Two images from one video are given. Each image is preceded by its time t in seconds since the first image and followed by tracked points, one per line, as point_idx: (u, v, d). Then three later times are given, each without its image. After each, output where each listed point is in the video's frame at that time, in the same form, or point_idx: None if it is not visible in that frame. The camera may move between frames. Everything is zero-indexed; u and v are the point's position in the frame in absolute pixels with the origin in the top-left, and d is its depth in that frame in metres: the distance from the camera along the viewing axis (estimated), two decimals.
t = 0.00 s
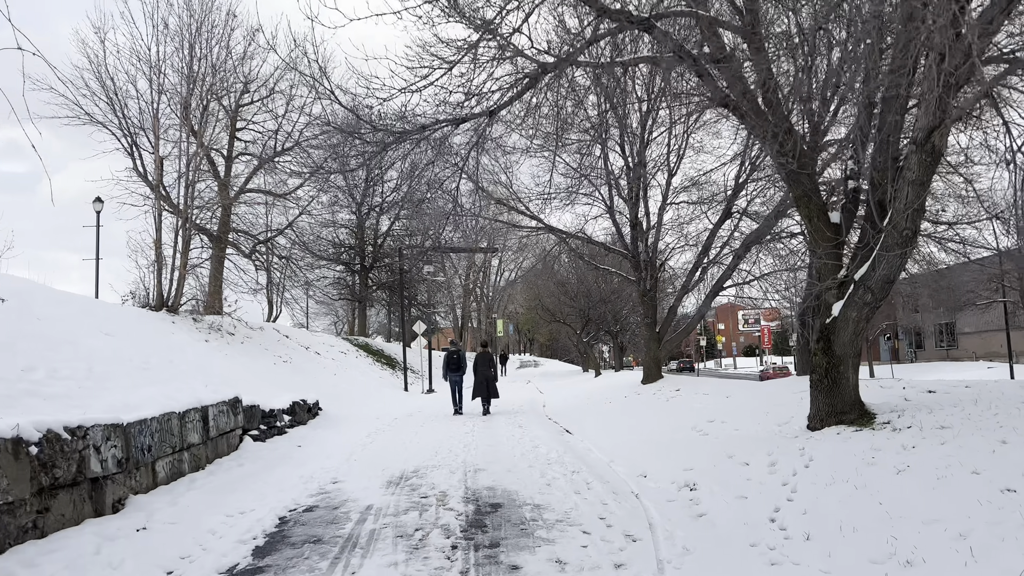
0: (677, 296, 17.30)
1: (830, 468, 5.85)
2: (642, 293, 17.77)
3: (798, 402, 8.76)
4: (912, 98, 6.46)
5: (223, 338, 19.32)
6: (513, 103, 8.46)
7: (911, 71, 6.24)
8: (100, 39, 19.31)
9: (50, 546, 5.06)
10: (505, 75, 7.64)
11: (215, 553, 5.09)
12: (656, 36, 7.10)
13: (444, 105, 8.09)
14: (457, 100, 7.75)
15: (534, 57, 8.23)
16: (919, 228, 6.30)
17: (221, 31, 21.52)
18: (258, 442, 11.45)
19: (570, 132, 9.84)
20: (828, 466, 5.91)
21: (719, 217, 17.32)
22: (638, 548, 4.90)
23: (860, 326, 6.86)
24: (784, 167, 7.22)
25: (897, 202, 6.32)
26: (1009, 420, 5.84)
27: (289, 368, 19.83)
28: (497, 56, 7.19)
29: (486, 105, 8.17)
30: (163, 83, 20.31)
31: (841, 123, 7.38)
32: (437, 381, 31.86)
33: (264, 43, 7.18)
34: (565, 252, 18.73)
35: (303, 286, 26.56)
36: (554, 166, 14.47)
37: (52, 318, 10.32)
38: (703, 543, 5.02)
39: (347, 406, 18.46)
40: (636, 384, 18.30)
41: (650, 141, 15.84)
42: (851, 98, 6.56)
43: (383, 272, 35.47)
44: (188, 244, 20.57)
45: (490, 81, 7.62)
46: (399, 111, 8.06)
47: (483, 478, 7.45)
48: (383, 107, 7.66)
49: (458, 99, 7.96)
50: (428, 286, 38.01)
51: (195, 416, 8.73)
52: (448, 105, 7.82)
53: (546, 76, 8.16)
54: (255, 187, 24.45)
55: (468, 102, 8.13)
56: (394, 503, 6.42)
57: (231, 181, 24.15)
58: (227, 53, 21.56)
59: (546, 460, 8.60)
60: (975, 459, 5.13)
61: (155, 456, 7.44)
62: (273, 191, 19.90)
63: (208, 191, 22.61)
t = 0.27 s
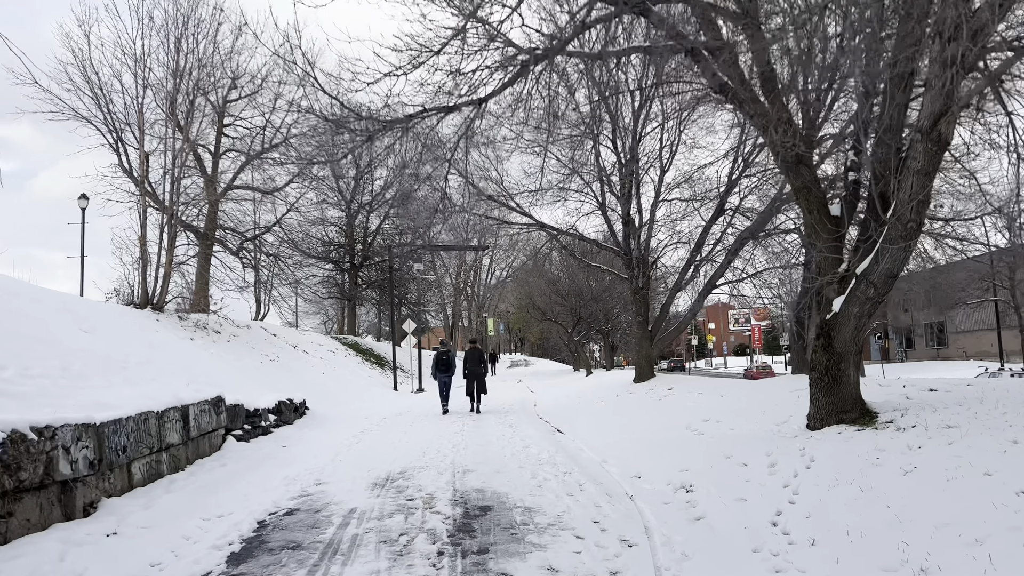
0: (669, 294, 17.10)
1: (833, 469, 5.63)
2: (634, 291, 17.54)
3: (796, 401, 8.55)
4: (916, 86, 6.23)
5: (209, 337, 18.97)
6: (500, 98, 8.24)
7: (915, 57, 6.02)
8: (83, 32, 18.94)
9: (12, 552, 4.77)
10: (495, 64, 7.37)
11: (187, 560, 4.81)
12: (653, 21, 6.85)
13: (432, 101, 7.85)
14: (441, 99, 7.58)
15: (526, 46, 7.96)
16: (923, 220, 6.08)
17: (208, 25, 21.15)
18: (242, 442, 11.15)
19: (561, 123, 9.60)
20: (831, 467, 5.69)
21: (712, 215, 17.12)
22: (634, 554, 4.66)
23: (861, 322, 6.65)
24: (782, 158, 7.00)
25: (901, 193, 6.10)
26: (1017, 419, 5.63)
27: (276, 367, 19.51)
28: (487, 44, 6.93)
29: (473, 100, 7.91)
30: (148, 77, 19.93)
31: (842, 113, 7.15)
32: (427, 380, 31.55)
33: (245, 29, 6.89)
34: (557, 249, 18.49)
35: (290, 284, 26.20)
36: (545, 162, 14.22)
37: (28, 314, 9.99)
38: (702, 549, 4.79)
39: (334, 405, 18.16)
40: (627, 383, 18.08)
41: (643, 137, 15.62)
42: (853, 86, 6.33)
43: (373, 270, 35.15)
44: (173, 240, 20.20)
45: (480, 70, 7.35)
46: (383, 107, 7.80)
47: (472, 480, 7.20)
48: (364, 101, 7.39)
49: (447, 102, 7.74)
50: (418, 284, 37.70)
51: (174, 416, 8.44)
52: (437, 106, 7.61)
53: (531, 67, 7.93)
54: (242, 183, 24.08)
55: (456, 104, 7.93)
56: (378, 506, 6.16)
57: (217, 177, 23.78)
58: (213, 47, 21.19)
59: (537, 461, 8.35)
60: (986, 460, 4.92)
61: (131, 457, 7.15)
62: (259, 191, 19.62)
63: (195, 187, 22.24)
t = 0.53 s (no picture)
0: (663, 292, 16.88)
1: (837, 474, 5.40)
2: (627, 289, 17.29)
3: (795, 402, 8.33)
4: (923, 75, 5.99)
5: (195, 335, 18.64)
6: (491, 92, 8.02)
7: (923, 44, 5.79)
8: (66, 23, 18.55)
9: None
10: (486, 52, 7.10)
11: (159, 572, 4.54)
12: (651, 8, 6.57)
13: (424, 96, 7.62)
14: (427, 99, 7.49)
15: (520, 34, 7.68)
16: (931, 215, 5.85)
17: (194, 17, 20.76)
18: (226, 443, 10.86)
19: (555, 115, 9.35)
20: (835, 471, 5.46)
21: (706, 211, 16.90)
22: (632, 565, 4.42)
23: (865, 320, 6.42)
24: (783, 150, 6.76)
25: (908, 187, 5.87)
26: None
27: (264, 366, 19.21)
28: (478, 33, 6.69)
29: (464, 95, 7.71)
30: (133, 70, 19.54)
31: (845, 104, 6.90)
32: (418, 378, 31.26)
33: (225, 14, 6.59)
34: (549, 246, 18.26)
35: (280, 282, 25.87)
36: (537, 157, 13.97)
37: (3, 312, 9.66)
38: (703, 559, 4.56)
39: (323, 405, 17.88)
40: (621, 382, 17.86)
41: (637, 132, 15.37)
42: (857, 75, 6.09)
43: (364, 267, 34.85)
44: (159, 237, 19.85)
45: (471, 58, 7.06)
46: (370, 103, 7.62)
47: (462, 484, 6.94)
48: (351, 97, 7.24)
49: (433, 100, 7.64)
50: (410, 282, 37.38)
51: (153, 417, 8.14)
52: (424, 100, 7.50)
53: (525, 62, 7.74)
54: (230, 179, 23.71)
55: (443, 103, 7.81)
56: (363, 513, 5.89)
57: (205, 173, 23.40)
58: (200, 39, 20.81)
59: (529, 463, 8.10)
60: (1000, 464, 4.70)
61: (106, 461, 6.86)
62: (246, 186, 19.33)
63: (181, 183, 21.87)
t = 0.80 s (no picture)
0: (655, 290, 16.63)
1: (841, 476, 5.14)
2: (620, 286, 17.01)
3: (794, 401, 8.07)
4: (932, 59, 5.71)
5: (179, 333, 18.26)
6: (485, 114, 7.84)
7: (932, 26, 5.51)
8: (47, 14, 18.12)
9: None
10: (475, 35, 6.78)
11: None
12: None
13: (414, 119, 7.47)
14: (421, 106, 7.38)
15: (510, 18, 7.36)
16: (940, 205, 5.58)
17: (179, 8, 20.34)
18: (207, 443, 10.53)
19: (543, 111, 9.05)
20: (840, 474, 5.19)
21: (699, 208, 16.64)
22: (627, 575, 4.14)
23: (868, 316, 6.15)
24: (783, 139, 6.49)
25: (915, 176, 5.60)
26: None
27: (250, 364, 18.85)
28: (465, 15, 6.38)
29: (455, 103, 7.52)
30: (117, 62, 19.13)
31: (848, 92, 6.63)
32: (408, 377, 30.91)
33: None
34: (540, 243, 17.97)
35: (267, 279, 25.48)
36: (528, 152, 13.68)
37: None
38: (702, 569, 4.28)
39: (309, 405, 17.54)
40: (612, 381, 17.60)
41: (630, 127, 15.09)
42: (863, 59, 5.81)
43: (354, 266, 34.48)
44: (143, 233, 19.45)
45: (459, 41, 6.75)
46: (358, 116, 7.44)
47: (448, 487, 6.65)
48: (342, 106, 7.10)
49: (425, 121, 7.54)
50: (400, 280, 37.02)
51: (127, 417, 7.82)
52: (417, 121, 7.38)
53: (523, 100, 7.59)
54: (216, 174, 23.31)
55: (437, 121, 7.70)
56: (343, 518, 5.58)
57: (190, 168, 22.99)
58: (185, 31, 20.40)
59: (520, 465, 7.82)
60: (1015, 467, 4.44)
61: (75, 463, 6.53)
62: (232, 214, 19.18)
63: (166, 178, 21.46)
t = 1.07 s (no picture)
0: (649, 288, 16.37)
1: (847, 481, 4.90)
2: (614, 284, 16.76)
3: (794, 400, 7.84)
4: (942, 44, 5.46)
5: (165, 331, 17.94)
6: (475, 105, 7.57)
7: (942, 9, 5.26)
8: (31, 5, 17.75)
9: None
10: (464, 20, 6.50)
11: None
12: None
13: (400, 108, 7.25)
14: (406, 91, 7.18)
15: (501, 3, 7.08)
16: (949, 196, 5.34)
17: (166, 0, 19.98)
18: (190, 444, 10.24)
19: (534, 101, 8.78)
20: (845, 478, 4.95)
21: (694, 204, 16.41)
22: None
23: (873, 313, 5.91)
24: (784, 129, 6.25)
25: (924, 166, 5.36)
26: None
27: (237, 363, 18.53)
28: None
29: (444, 93, 7.25)
30: (102, 55, 18.76)
31: (852, 80, 6.38)
32: (400, 376, 30.60)
33: None
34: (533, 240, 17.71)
35: (257, 277, 25.14)
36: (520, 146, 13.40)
37: None
38: None
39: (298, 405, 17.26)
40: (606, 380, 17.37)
41: (625, 122, 14.82)
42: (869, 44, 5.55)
43: (345, 264, 34.10)
44: (129, 229, 19.10)
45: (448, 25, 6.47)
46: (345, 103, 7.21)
47: (436, 491, 6.38)
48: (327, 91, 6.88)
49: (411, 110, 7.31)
50: (392, 278, 36.69)
51: (103, 417, 7.53)
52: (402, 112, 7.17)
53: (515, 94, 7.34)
54: (205, 170, 22.96)
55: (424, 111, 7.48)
56: (324, 525, 5.32)
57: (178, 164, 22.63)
58: (172, 24, 20.04)
59: (511, 467, 7.56)
60: None
61: (45, 466, 6.24)
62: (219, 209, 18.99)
63: (153, 174, 21.10)
